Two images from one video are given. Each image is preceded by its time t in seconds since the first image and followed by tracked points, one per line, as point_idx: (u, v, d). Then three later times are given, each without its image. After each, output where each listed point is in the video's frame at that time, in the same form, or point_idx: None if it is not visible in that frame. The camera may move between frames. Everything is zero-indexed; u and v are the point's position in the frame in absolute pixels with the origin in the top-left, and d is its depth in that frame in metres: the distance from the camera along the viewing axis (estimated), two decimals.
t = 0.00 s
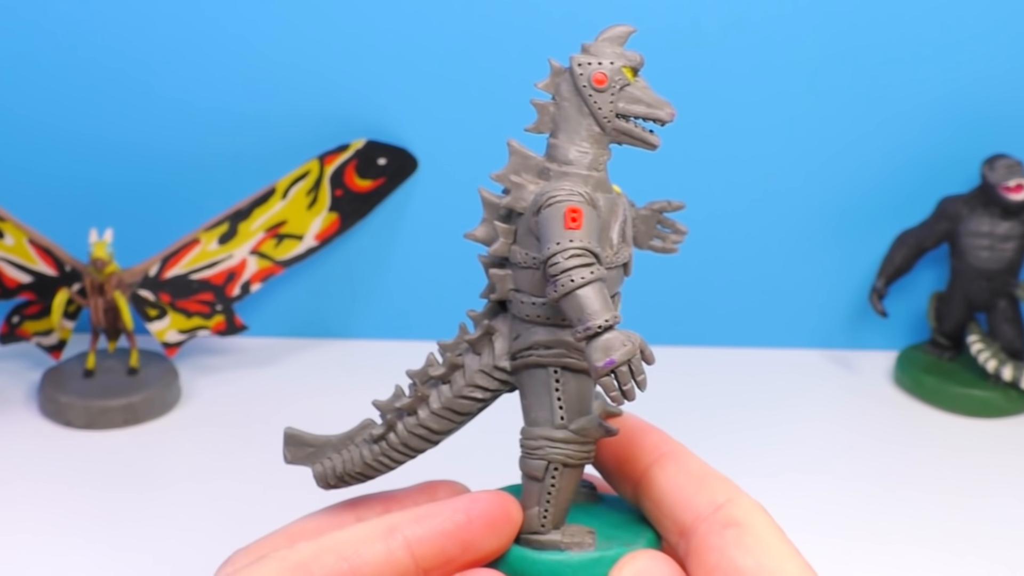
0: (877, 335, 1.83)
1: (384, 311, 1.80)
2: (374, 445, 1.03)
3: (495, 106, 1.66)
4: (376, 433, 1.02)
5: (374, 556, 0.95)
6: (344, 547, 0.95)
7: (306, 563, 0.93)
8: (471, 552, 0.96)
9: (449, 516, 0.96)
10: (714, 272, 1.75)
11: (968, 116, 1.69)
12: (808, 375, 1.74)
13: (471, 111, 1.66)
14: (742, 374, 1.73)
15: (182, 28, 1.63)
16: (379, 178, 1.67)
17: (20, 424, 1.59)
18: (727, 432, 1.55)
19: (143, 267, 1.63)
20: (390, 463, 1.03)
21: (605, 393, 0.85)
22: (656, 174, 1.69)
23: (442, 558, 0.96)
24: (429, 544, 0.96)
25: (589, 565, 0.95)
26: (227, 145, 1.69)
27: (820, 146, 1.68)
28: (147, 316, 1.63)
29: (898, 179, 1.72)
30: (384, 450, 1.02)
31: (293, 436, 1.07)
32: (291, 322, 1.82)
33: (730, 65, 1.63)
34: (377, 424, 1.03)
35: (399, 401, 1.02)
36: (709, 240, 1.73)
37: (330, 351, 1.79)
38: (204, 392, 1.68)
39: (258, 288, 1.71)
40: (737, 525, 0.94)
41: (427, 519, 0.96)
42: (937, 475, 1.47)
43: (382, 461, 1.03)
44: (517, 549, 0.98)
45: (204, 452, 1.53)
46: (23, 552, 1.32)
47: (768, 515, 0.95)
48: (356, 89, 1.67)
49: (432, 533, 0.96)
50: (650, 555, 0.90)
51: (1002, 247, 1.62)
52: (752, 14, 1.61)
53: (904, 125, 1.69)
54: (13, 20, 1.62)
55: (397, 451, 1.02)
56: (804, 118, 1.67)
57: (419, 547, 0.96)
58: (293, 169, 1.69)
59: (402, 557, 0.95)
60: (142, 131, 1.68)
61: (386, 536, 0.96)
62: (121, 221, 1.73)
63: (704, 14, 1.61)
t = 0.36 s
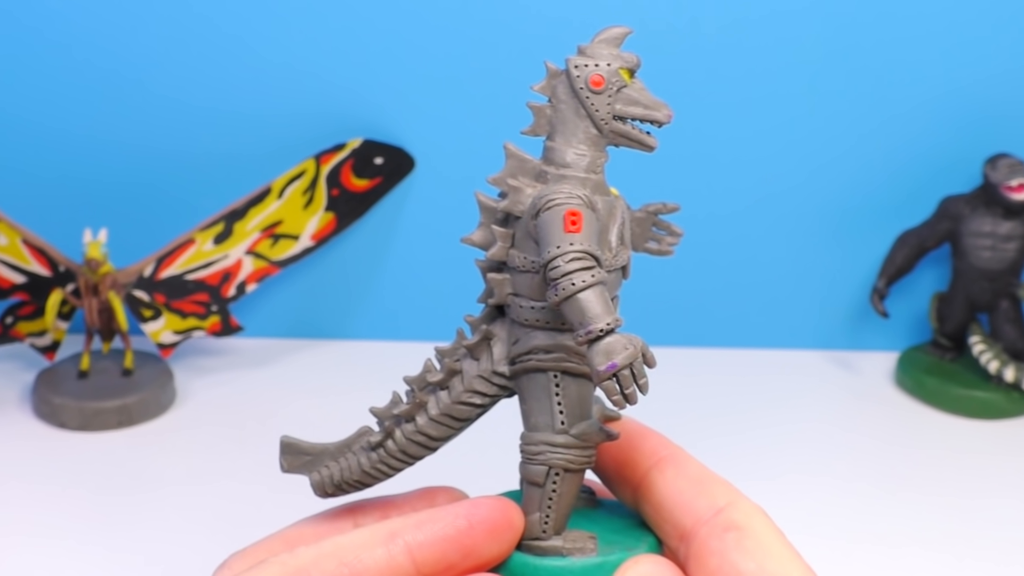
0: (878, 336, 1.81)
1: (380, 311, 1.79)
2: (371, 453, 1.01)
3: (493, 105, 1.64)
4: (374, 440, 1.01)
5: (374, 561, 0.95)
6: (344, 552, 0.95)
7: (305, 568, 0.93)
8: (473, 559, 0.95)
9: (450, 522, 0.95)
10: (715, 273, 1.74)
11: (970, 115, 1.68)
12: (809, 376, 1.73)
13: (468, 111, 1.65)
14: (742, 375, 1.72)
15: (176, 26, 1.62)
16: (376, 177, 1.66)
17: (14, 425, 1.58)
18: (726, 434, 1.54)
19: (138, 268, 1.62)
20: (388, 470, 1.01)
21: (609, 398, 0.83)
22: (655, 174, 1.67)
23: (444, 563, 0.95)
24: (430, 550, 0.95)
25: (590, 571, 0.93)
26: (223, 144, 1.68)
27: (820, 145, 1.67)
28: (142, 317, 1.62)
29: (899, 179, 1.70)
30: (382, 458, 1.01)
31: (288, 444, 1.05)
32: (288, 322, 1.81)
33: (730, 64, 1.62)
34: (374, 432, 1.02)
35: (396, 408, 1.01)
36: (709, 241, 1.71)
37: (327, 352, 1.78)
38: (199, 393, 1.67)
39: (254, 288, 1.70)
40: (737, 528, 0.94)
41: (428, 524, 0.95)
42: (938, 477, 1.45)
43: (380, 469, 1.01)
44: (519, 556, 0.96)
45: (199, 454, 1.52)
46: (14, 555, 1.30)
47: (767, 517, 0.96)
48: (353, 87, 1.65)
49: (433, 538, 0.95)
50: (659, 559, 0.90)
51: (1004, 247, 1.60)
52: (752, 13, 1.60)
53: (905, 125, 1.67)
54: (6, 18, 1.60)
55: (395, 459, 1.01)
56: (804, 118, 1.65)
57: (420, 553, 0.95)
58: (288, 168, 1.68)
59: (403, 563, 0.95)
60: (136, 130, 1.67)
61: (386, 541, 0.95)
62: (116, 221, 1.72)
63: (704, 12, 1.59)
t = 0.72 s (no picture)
0: (880, 337, 1.80)
1: (376, 312, 1.77)
2: (363, 450, 1.02)
3: (490, 103, 1.63)
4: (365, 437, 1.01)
5: (357, 557, 0.94)
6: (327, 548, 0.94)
7: (289, 563, 0.92)
8: (454, 557, 0.94)
9: (432, 519, 0.95)
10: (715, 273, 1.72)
11: (970, 113, 1.66)
12: (809, 377, 1.71)
13: (466, 110, 1.63)
14: (742, 376, 1.70)
15: (172, 24, 1.60)
16: (373, 176, 1.64)
17: (7, 427, 1.56)
18: (726, 435, 1.52)
19: (133, 268, 1.60)
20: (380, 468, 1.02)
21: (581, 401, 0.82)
22: (654, 173, 1.66)
23: (425, 560, 0.95)
24: (412, 547, 0.94)
25: None
26: (219, 143, 1.67)
27: (821, 144, 1.66)
28: (137, 318, 1.61)
29: (900, 178, 1.69)
30: (373, 455, 1.01)
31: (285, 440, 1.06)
32: (283, 323, 1.80)
33: (728, 63, 1.61)
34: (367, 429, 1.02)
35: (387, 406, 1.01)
36: (708, 240, 1.70)
37: (323, 353, 1.76)
38: (195, 394, 1.65)
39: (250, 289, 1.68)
40: (744, 531, 0.90)
41: (411, 521, 0.95)
42: (941, 479, 1.44)
43: (371, 466, 1.01)
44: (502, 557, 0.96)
45: (195, 456, 1.50)
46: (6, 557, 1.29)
47: (776, 522, 0.92)
48: (350, 86, 1.64)
49: (416, 535, 0.94)
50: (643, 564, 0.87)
51: (1006, 247, 1.59)
52: (751, 10, 1.58)
53: (906, 123, 1.66)
54: None
55: (386, 456, 1.01)
56: (805, 117, 1.64)
57: (402, 549, 0.94)
58: (284, 168, 1.67)
59: (386, 559, 0.94)
60: (131, 129, 1.65)
61: (369, 538, 0.94)
62: (110, 221, 1.71)
63: (703, 10, 1.58)
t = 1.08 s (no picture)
0: (881, 338, 1.79)
1: (371, 312, 1.76)
2: (377, 434, 1.05)
3: (488, 102, 1.61)
4: (378, 423, 1.05)
5: (326, 536, 0.90)
6: (296, 525, 0.89)
7: (261, 543, 0.86)
8: (425, 538, 0.91)
9: (404, 497, 0.92)
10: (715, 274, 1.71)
11: (973, 112, 1.65)
12: (810, 379, 1.70)
13: (464, 109, 1.62)
14: (742, 378, 1.69)
15: (167, 21, 1.59)
16: (369, 176, 1.63)
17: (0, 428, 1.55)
18: (725, 437, 1.51)
19: (128, 268, 1.58)
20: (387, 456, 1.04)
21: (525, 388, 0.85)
22: (653, 172, 1.64)
23: (394, 541, 0.91)
24: (384, 525, 0.90)
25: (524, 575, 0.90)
26: (214, 142, 1.65)
27: (821, 143, 1.64)
28: (131, 318, 1.58)
29: (901, 177, 1.67)
30: (384, 442, 1.03)
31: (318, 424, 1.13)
32: (278, 324, 1.78)
33: (728, 61, 1.59)
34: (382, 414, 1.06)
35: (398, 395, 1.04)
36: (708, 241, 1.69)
37: (319, 355, 1.75)
38: (189, 395, 1.64)
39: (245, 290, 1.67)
40: (763, 540, 0.86)
41: (383, 500, 0.91)
42: (941, 482, 1.42)
43: (383, 452, 1.04)
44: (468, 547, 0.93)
45: (189, 458, 1.49)
46: None
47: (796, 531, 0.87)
48: (346, 84, 1.63)
49: (387, 513, 0.91)
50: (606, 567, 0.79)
51: (1009, 247, 1.57)
52: (751, 7, 1.57)
53: (908, 122, 1.64)
54: None
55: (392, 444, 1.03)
56: (805, 115, 1.63)
57: (373, 528, 0.90)
58: (278, 168, 1.65)
59: (356, 538, 0.90)
60: (127, 127, 1.64)
61: (340, 516, 0.90)
62: (106, 220, 1.69)
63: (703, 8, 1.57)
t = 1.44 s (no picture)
0: (881, 339, 1.77)
1: (367, 311, 1.75)
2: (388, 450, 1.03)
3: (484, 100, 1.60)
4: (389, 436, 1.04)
5: (297, 522, 0.90)
6: (269, 509, 0.90)
7: (232, 523, 0.87)
8: (391, 535, 0.90)
9: (375, 492, 0.91)
10: (714, 274, 1.70)
11: (973, 110, 1.63)
12: (811, 380, 1.68)
13: (460, 106, 1.61)
14: (743, 380, 1.67)
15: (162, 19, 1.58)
16: (366, 175, 1.62)
17: None
18: (724, 439, 1.49)
19: (122, 268, 1.56)
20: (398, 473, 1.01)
21: (431, 393, 0.77)
22: (651, 171, 1.63)
23: (361, 535, 0.91)
24: (352, 517, 0.90)
25: None
26: (209, 140, 1.64)
27: (821, 141, 1.63)
28: (126, 319, 1.56)
29: (902, 176, 1.66)
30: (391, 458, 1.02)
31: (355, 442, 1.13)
32: (274, 325, 1.77)
33: (726, 59, 1.58)
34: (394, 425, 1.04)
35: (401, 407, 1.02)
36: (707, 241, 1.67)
37: (314, 355, 1.73)
38: (184, 397, 1.63)
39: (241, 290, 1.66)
40: (790, 540, 0.85)
41: (354, 492, 0.91)
42: (942, 485, 1.41)
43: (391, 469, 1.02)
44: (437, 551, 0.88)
45: (183, 460, 1.47)
46: None
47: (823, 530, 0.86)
48: (342, 82, 1.61)
49: (357, 507, 0.90)
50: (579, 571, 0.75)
51: (1011, 247, 1.55)
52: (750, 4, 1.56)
53: (908, 120, 1.63)
54: None
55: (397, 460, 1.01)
56: (805, 112, 1.61)
57: (342, 520, 0.90)
58: (275, 167, 1.64)
59: (324, 527, 0.90)
60: (122, 126, 1.63)
61: (312, 503, 0.91)
62: (100, 220, 1.68)
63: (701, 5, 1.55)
